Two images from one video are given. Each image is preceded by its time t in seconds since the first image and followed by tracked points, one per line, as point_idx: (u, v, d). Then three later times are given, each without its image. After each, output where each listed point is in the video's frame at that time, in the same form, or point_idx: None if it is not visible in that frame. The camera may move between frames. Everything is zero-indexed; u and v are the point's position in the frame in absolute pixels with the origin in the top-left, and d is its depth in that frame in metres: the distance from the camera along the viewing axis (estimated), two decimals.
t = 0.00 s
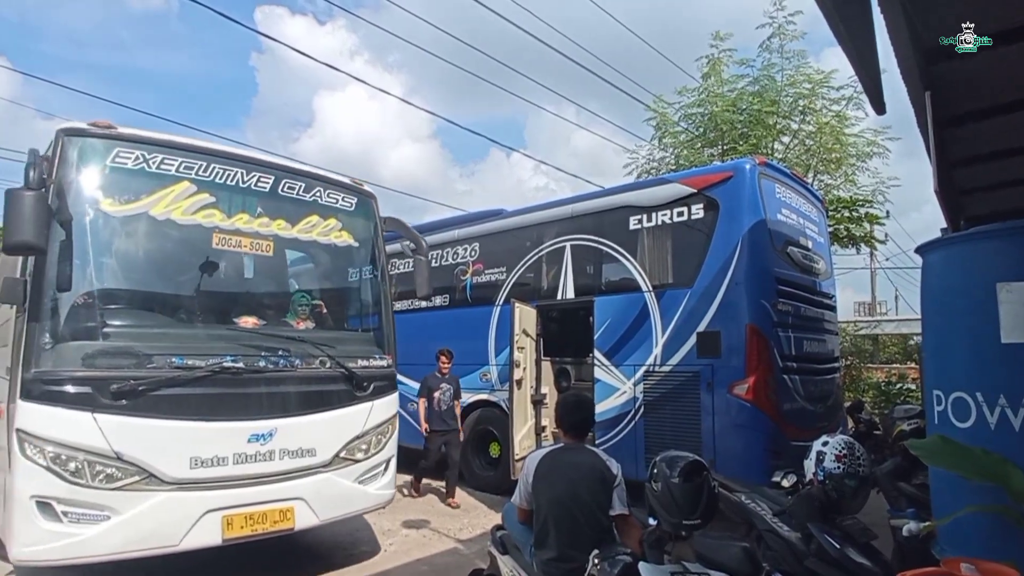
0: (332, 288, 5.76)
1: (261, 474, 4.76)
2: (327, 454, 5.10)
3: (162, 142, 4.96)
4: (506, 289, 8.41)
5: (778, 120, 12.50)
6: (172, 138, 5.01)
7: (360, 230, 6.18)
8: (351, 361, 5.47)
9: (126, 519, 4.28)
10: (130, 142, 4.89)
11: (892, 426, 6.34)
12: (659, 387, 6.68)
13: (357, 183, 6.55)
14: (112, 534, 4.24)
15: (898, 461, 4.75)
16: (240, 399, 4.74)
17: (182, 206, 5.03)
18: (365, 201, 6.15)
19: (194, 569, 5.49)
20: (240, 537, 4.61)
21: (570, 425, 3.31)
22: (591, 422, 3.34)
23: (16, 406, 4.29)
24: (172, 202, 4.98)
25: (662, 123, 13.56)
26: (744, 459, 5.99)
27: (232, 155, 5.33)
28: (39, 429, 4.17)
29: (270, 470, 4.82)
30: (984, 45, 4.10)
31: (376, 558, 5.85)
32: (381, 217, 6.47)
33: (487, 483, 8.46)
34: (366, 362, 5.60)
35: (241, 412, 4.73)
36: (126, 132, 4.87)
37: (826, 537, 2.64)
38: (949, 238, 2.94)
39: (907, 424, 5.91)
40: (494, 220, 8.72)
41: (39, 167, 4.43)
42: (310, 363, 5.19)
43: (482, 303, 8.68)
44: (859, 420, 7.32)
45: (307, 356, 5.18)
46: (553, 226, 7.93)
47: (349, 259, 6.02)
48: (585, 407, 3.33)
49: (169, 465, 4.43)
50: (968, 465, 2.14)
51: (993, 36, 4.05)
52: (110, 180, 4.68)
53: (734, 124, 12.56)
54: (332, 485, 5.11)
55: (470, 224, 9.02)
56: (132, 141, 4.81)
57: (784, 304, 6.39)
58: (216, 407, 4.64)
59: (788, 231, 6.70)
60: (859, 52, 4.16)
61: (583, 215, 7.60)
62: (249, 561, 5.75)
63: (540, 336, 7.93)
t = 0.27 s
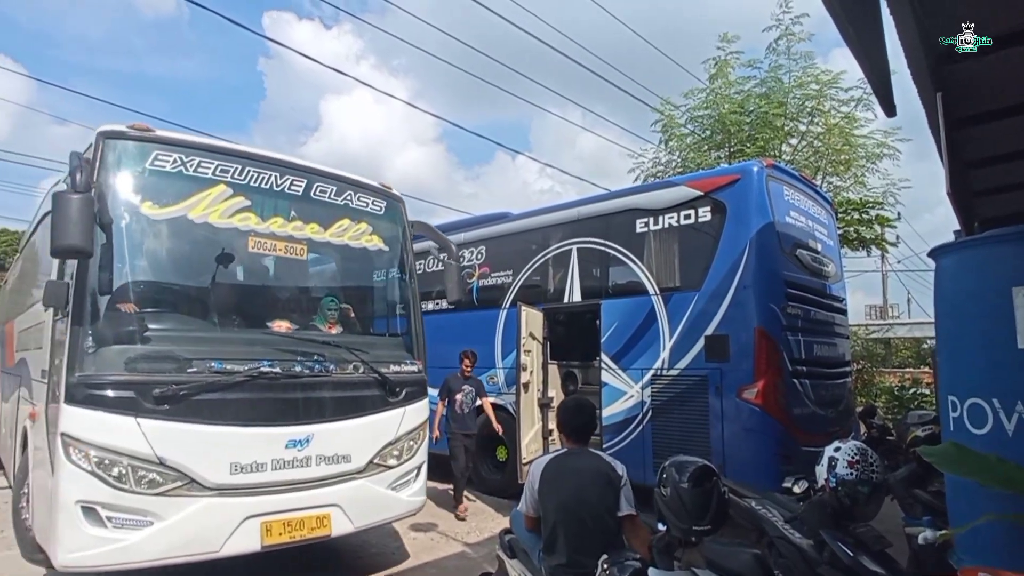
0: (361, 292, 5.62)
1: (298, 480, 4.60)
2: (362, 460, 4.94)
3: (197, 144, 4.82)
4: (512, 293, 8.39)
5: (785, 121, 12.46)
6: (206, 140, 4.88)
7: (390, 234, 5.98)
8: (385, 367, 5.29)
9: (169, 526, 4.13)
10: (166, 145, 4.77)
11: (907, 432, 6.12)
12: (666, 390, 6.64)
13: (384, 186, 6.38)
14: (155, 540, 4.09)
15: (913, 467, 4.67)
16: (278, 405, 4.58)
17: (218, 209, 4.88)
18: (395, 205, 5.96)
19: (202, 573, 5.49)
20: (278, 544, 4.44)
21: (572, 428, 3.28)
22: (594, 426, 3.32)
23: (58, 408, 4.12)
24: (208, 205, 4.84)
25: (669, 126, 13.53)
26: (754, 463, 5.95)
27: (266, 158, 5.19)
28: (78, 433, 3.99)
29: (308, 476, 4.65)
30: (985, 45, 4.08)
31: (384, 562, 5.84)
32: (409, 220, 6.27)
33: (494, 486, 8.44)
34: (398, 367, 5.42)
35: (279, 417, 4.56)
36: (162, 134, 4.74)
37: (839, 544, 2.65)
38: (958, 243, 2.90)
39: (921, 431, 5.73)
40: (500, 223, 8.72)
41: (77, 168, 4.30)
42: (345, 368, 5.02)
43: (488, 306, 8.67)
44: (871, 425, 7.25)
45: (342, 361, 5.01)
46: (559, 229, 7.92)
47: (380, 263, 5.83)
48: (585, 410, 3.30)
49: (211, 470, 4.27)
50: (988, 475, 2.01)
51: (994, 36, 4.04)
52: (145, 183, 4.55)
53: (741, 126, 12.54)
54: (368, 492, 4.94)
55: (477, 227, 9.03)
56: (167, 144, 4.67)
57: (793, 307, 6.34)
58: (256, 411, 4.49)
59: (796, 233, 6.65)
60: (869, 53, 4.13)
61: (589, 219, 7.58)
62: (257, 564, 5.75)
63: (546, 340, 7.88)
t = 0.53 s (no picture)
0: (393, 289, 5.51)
1: (334, 482, 4.52)
2: (395, 462, 4.84)
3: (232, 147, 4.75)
4: (522, 294, 8.36)
5: (801, 119, 12.34)
6: (239, 142, 4.80)
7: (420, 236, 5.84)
8: (417, 368, 5.18)
9: (210, 527, 4.06)
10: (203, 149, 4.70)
11: (932, 438, 5.93)
12: (678, 393, 6.58)
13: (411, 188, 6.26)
14: (197, 543, 4.03)
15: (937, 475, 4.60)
16: (313, 407, 4.49)
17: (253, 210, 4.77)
18: (421, 207, 5.81)
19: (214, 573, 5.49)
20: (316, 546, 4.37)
21: (578, 431, 3.22)
22: (601, 429, 3.26)
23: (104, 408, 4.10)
24: (243, 206, 4.74)
25: (682, 125, 13.46)
26: (769, 468, 5.88)
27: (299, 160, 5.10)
28: (125, 434, 3.97)
29: (344, 478, 4.57)
30: (983, 46, 4.06)
31: (396, 563, 5.81)
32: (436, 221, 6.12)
33: (505, 489, 8.39)
34: (429, 368, 5.31)
35: (314, 419, 4.48)
36: (199, 138, 4.68)
37: (859, 553, 2.61)
38: (982, 243, 2.83)
39: (945, 436, 5.57)
40: (511, 225, 8.69)
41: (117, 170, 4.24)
42: (377, 370, 4.92)
43: (499, 307, 8.64)
44: (893, 430, 7.10)
45: (375, 362, 4.91)
46: (569, 230, 7.87)
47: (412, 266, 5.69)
48: (590, 413, 3.24)
49: (251, 471, 4.20)
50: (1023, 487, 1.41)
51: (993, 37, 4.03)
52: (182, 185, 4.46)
53: (755, 124, 12.49)
54: (402, 494, 4.85)
55: (487, 229, 9.01)
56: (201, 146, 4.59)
57: (809, 309, 6.25)
58: (294, 412, 4.40)
59: (811, 234, 6.56)
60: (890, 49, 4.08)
61: (599, 220, 7.53)
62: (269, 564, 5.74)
63: (556, 342, 7.82)
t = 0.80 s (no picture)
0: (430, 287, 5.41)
1: (373, 483, 4.42)
2: (432, 462, 4.73)
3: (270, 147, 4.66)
4: (536, 294, 8.36)
5: (819, 117, 12.23)
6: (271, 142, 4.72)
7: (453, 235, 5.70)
8: (452, 368, 5.10)
9: (255, 527, 3.99)
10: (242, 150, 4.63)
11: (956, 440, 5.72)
12: (693, 394, 6.53)
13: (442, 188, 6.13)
14: (240, 544, 3.95)
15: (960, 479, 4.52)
16: (351, 407, 4.40)
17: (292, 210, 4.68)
18: (453, 207, 5.67)
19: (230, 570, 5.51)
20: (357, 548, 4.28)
21: (592, 430, 3.21)
22: (615, 428, 3.24)
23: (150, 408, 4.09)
24: (282, 206, 4.66)
25: (698, 124, 13.38)
26: (787, 469, 5.82)
27: (335, 161, 5.02)
28: (171, 434, 3.94)
29: (383, 479, 4.47)
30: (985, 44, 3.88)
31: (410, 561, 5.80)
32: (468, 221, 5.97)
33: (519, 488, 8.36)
34: (463, 368, 5.20)
35: (353, 419, 4.40)
36: (238, 139, 4.61)
37: (880, 556, 2.60)
38: (1007, 240, 2.78)
39: (971, 438, 5.42)
40: (525, 225, 8.69)
41: (160, 170, 4.16)
42: (414, 370, 4.83)
43: (513, 307, 8.64)
44: (914, 431, 7.01)
45: (411, 362, 4.83)
46: (583, 230, 7.84)
47: (446, 265, 5.55)
48: (605, 412, 3.22)
49: (292, 472, 4.12)
50: None
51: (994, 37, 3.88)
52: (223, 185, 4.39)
53: (773, 122, 12.40)
54: (439, 495, 4.74)
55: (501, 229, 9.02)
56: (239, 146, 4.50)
57: (827, 309, 6.18)
58: (333, 413, 4.33)
59: (829, 232, 6.48)
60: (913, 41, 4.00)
61: (613, 219, 7.50)
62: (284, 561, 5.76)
63: (570, 342, 7.77)
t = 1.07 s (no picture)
0: (461, 282, 4.93)
1: (407, 483, 4.02)
2: (466, 461, 4.30)
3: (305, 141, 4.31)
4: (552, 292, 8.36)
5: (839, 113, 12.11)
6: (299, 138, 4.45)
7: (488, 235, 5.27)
8: (486, 367, 4.64)
9: (289, 524, 3.62)
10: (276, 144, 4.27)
11: (976, 439, 5.65)
12: (709, 392, 6.51)
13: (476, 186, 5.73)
14: (275, 544, 3.60)
15: (981, 478, 4.47)
16: (385, 409, 4.00)
17: (328, 208, 4.33)
18: (486, 203, 5.26)
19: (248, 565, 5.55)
20: (390, 548, 3.90)
21: (608, 429, 3.22)
22: (631, 427, 3.25)
23: (183, 406, 3.73)
24: (319, 203, 4.29)
25: (717, 120, 13.25)
26: (806, 469, 5.77)
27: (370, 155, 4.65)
28: (208, 430, 3.57)
29: (417, 478, 4.07)
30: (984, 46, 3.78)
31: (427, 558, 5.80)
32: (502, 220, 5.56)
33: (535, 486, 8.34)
34: (498, 367, 4.73)
35: (388, 417, 4.00)
36: (272, 133, 4.25)
37: (899, 556, 2.55)
38: None
39: (992, 437, 5.39)
40: (541, 224, 8.70)
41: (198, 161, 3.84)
42: (449, 370, 4.39)
43: (529, 306, 8.64)
44: (935, 431, 6.95)
45: (446, 361, 4.39)
46: (599, 228, 7.84)
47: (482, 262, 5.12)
48: (620, 411, 3.23)
49: (327, 470, 3.73)
50: None
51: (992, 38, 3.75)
52: (259, 182, 4.05)
53: (792, 119, 12.29)
54: (472, 497, 4.31)
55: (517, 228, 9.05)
56: (273, 139, 4.14)
57: (845, 306, 6.12)
58: (368, 412, 3.94)
59: (849, 230, 6.43)
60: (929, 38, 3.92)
61: (629, 217, 7.49)
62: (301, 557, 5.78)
63: (587, 340, 7.74)
